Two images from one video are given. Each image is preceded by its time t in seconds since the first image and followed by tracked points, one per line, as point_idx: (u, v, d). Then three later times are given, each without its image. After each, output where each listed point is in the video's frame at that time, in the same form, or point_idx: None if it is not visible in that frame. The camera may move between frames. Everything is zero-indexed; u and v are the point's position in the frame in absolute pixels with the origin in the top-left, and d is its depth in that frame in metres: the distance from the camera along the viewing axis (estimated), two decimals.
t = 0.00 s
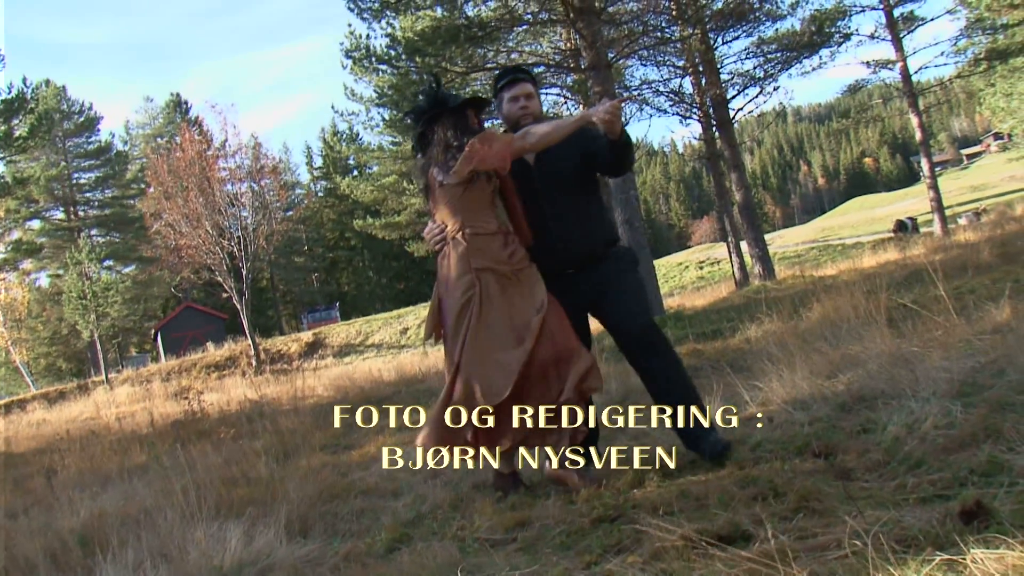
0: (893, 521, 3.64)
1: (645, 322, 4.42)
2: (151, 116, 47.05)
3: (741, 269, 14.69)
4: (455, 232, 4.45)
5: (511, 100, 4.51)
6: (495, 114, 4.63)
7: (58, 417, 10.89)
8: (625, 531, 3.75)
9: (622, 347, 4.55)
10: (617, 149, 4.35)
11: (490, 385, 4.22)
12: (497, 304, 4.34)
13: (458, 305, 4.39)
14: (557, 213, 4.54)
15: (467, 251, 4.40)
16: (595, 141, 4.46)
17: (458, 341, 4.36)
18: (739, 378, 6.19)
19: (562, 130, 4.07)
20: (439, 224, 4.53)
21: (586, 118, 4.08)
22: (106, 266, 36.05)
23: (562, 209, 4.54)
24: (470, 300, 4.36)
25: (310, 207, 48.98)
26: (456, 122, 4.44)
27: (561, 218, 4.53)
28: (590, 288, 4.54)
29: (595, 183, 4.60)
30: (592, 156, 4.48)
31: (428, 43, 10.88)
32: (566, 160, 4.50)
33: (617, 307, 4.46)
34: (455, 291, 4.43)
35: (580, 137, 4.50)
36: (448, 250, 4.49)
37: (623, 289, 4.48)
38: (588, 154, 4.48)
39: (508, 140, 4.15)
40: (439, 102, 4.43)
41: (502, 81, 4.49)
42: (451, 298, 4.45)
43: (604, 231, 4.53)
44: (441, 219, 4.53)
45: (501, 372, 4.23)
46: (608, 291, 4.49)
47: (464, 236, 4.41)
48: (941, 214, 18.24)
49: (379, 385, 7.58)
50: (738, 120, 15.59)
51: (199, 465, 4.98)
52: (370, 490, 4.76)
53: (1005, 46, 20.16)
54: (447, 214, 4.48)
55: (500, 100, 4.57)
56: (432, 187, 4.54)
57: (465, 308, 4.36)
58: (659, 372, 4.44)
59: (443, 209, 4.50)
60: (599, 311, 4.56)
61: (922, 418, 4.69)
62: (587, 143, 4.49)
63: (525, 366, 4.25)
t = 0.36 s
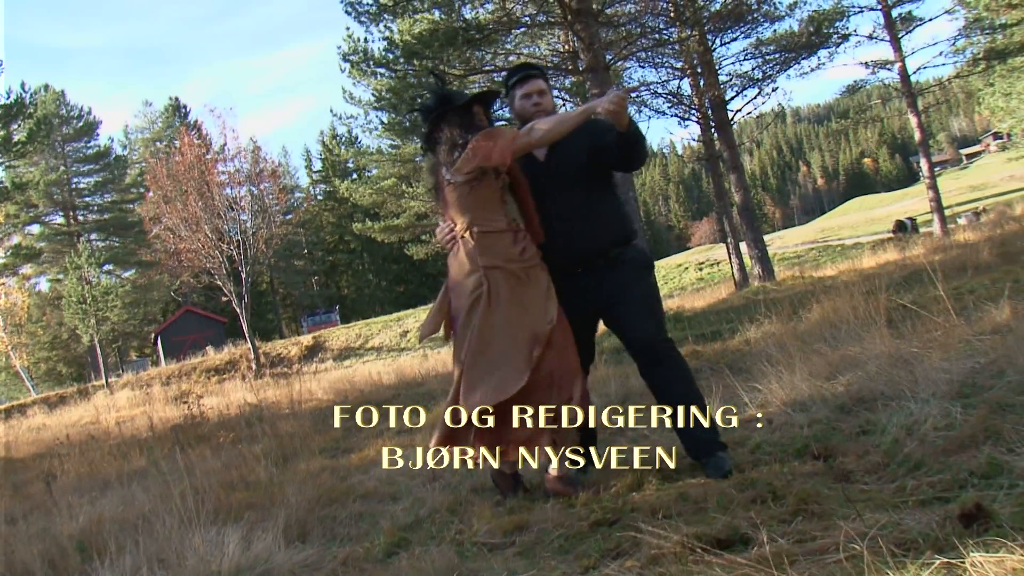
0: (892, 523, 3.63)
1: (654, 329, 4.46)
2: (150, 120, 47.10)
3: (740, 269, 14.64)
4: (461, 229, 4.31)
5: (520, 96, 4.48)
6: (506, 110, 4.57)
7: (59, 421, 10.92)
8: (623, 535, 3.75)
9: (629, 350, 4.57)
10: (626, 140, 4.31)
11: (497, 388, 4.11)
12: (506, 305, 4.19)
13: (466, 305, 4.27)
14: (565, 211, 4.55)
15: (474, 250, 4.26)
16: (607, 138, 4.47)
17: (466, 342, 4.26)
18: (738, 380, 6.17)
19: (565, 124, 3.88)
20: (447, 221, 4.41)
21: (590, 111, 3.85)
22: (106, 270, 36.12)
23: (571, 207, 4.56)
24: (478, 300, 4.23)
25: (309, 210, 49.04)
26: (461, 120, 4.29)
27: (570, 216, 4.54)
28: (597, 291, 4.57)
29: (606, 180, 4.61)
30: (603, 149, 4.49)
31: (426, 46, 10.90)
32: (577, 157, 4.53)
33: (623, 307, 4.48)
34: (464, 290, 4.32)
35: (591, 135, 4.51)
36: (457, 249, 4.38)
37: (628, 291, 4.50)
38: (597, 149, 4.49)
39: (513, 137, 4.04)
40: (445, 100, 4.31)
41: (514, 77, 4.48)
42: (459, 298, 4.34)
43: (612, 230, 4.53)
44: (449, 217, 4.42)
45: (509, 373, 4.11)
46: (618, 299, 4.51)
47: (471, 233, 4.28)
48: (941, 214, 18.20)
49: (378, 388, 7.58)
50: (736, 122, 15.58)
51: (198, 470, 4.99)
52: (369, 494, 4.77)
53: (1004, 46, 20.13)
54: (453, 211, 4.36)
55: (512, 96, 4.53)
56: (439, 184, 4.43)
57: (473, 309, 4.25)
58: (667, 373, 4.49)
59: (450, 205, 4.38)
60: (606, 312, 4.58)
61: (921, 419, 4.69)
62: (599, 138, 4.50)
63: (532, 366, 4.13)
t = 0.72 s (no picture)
0: (890, 526, 3.63)
1: (650, 330, 4.31)
2: (149, 123, 47.06)
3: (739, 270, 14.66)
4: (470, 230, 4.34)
5: (532, 94, 4.46)
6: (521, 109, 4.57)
7: (58, 425, 10.93)
8: (620, 539, 3.74)
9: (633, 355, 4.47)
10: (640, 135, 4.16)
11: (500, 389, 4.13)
12: (511, 307, 4.20)
13: (470, 305, 4.31)
14: (577, 212, 4.50)
15: (481, 251, 4.30)
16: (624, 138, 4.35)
17: (470, 343, 4.28)
18: (737, 382, 6.16)
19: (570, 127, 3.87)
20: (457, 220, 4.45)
21: (596, 110, 3.83)
22: (105, 273, 36.15)
23: (584, 208, 4.49)
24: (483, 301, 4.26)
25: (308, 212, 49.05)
26: (472, 119, 4.28)
27: (585, 217, 4.47)
28: (602, 294, 4.50)
29: (621, 180, 4.50)
30: (622, 149, 4.35)
31: (423, 47, 10.88)
32: (592, 155, 4.42)
33: (623, 310, 4.39)
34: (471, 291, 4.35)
35: (606, 133, 4.40)
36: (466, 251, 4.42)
37: (627, 295, 4.39)
38: (616, 149, 4.37)
39: (519, 138, 4.05)
40: (457, 98, 4.32)
41: (528, 75, 4.46)
42: (466, 298, 4.36)
43: (620, 231, 4.42)
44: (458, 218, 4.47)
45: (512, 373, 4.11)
46: (620, 302, 4.41)
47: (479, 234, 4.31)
48: (940, 213, 18.17)
49: (377, 390, 7.58)
50: (734, 122, 15.57)
51: (196, 473, 5.00)
52: (366, 497, 4.77)
53: (1002, 45, 20.10)
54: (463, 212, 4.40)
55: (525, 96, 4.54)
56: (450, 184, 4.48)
57: (477, 309, 4.29)
58: (678, 376, 4.39)
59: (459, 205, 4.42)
60: (608, 313, 4.48)
61: (920, 420, 4.68)
62: (616, 137, 4.37)
63: (537, 369, 4.11)
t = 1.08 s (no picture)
0: (886, 531, 3.62)
1: (651, 335, 4.29)
2: (149, 125, 47.04)
3: (739, 271, 14.65)
4: (478, 229, 4.30)
5: (544, 92, 4.42)
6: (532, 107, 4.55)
7: (57, 427, 10.95)
8: (615, 544, 3.73)
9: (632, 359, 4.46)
10: (653, 140, 4.14)
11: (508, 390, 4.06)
12: (522, 309, 4.15)
13: (477, 306, 4.27)
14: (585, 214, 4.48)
15: (490, 251, 4.26)
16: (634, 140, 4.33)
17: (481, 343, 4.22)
18: (736, 384, 6.15)
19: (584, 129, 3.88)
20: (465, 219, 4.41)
21: (610, 114, 3.86)
22: (105, 276, 36.20)
23: (588, 212, 4.49)
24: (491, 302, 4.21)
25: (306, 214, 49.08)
26: (484, 118, 4.25)
27: (591, 220, 4.47)
28: (604, 298, 4.51)
29: (628, 183, 4.48)
30: (633, 151, 4.31)
31: (422, 49, 10.87)
32: (601, 158, 4.42)
33: (624, 316, 4.38)
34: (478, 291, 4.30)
35: (614, 136, 4.38)
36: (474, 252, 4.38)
37: (627, 300, 4.39)
38: (627, 151, 4.35)
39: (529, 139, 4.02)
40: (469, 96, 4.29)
41: (538, 72, 4.42)
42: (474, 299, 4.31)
43: (624, 237, 4.43)
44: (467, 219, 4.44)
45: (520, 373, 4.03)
46: (620, 308, 4.41)
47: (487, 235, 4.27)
48: (939, 214, 18.14)
49: (376, 393, 7.59)
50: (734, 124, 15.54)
51: (194, 476, 5.00)
52: (363, 500, 4.77)
53: (1002, 46, 20.08)
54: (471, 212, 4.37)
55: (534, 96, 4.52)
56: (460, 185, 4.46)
57: (484, 310, 4.24)
58: (678, 382, 4.37)
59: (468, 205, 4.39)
60: (610, 318, 4.49)
61: (919, 423, 4.67)
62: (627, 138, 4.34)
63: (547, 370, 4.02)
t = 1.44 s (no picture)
0: (882, 535, 3.62)
1: (652, 337, 4.26)
2: (148, 127, 47.00)
3: (738, 273, 14.66)
4: (485, 227, 4.23)
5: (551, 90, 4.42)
6: (538, 106, 4.54)
7: (56, 430, 11.00)
8: (610, 549, 3.73)
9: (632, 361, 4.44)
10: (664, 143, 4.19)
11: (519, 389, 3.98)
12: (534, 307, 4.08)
13: (484, 305, 4.18)
14: (590, 213, 4.46)
15: (499, 247, 4.18)
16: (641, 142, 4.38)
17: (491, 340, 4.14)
18: (733, 387, 6.14)
19: (601, 127, 3.81)
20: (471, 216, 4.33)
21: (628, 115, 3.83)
22: (104, 278, 36.28)
23: (590, 213, 4.46)
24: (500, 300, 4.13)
25: (305, 216, 49.12)
26: (494, 114, 4.22)
27: (596, 219, 4.44)
28: (605, 299, 4.48)
29: (632, 187, 4.51)
30: (642, 154, 4.35)
31: (419, 51, 10.91)
32: (608, 160, 4.45)
33: (624, 317, 4.36)
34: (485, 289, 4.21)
35: (624, 139, 4.44)
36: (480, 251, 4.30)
37: (628, 301, 4.36)
38: (633, 154, 4.41)
39: (543, 137, 3.99)
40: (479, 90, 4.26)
41: (545, 69, 4.44)
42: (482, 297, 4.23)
43: (626, 238, 4.42)
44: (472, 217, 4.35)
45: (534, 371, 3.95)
46: (621, 309, 4.38)
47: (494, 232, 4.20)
48: (937, 215, 18.11)
49: (374, 395, 7.59)
50: (732, 125, 15.51)
51: (191, 480, 5.02)
52: (360, 504, 4.77)
53: (1000, 47, 20.05)
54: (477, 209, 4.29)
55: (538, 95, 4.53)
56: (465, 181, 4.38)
57: (492, 307, 4.16)
58: (679, 386, 4.34)
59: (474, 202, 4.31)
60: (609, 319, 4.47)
61: (915, 426, 4.66)
62: (634, 141, 4.41)
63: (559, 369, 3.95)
